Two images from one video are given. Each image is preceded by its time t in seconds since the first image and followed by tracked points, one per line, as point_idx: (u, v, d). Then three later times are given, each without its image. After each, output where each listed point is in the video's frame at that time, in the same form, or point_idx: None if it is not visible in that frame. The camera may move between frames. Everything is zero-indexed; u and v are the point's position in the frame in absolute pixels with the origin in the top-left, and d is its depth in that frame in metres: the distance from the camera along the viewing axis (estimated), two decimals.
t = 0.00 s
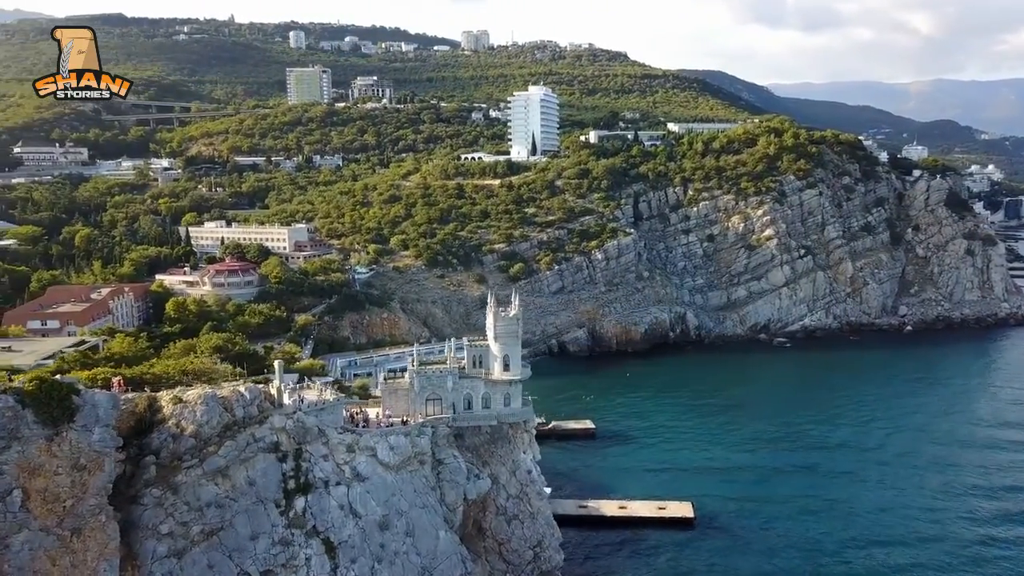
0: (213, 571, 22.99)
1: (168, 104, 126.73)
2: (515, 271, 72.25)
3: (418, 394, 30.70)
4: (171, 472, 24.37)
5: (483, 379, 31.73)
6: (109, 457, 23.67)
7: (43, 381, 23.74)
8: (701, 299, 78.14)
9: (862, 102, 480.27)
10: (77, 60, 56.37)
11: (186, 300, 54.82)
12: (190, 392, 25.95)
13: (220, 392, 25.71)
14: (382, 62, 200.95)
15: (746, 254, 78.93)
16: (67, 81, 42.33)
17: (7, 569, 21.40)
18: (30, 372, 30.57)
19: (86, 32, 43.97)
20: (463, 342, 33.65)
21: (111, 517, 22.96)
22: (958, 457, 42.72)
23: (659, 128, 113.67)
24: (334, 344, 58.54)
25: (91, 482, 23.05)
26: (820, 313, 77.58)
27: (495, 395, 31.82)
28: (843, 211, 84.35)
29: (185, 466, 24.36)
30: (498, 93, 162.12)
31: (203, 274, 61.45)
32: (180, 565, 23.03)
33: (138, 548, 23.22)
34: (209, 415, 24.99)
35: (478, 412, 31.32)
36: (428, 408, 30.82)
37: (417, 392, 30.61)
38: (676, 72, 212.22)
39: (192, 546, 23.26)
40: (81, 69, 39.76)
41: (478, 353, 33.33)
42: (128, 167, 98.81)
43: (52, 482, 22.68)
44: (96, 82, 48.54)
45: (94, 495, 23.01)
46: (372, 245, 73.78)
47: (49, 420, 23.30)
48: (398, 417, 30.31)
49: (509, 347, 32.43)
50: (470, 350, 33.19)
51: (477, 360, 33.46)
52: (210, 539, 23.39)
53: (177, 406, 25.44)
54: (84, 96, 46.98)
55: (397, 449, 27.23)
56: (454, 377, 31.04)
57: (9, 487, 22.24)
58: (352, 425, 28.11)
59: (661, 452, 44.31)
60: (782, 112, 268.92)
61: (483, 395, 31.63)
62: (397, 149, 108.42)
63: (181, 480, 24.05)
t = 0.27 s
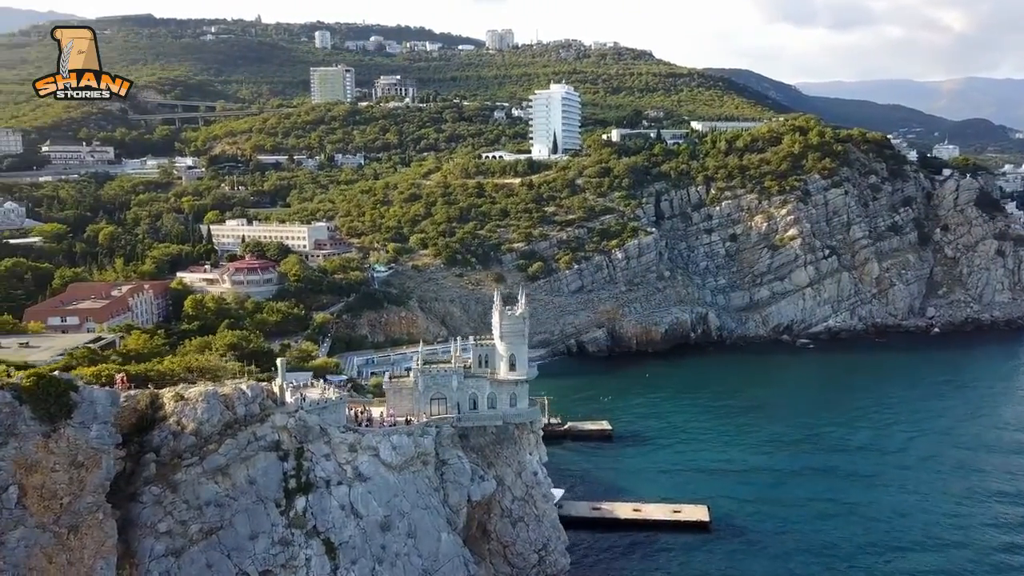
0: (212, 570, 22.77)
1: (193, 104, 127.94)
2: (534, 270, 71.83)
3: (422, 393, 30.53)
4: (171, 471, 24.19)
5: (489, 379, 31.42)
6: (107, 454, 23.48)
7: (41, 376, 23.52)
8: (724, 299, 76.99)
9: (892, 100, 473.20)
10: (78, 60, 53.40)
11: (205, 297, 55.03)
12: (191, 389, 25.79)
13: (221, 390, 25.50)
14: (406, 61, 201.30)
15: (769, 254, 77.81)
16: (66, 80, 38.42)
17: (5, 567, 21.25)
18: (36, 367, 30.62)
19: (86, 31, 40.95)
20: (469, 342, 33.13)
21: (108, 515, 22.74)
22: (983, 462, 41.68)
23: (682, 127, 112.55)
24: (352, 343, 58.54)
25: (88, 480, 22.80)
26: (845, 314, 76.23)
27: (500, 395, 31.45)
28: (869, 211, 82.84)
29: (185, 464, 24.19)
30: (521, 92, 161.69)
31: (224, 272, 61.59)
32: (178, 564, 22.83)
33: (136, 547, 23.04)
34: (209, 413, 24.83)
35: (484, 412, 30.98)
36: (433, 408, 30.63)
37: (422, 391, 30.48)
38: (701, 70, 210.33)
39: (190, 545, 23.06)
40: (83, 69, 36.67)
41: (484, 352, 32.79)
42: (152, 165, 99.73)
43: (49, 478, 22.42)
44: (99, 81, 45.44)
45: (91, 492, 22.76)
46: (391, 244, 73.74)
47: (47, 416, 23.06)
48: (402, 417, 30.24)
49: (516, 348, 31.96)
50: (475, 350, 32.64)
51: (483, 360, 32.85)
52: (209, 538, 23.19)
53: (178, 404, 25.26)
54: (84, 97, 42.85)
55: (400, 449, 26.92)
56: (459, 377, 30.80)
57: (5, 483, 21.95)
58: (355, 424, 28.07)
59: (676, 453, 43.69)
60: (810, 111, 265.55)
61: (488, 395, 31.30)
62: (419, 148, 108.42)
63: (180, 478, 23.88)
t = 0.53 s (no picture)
0: (210, 570, 22.60)
1: (218, 103, 128.98)
2: (553, 269, 71.42)
3: (426, 393, 30.33)
4: (170, 468, 24.08)
5: (493, 379, 31.13)
6: (104, 451, 23.44)
7: (38, 372, 23.45)
8: (745, 299, 75.99)
9: (923, 99, 465.79)
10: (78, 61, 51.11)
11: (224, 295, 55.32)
12: (191, 386, 25.78)
13: (221, 387, 25.46)
14: (430, 60, 201.47)
15: (792, 254, 76.66)
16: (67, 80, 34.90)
17: None
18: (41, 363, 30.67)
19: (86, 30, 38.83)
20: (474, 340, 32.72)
21: (106, 512, 22.63)
22: (1007, 467, 40.68)
23: (706, 125, 111.41)
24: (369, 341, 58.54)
25: (85, 477, 22.70)
26: (870, 316, 74.88)
27: (505, 396, 31.14)
28: (895, 210, 81.32)
29: (184, 462, 24.10)
30: (544, 90, 161.08)
31: (243, 269, 61.80)
32: (176, 563, 22.69)
33: (134, 545, 22.92)
34: (210, 411, 24.81)
35: (488, 413, 30.68)
36: (436, 407, 30.47)
37: (426, 391, 30.24)
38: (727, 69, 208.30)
39: (188, 543, 22.91)
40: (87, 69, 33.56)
41: (489, 352, 32.24)
42: (177, 164, 100.65)
43: (45, 475, 22.18)
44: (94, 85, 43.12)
45: (88, 489, 22.68)
46: (410, 242, 73.69)
47: (43, 412, 22.92)
48: (405, 416, 30.08)
49: (521, 347, 31.55)
50: (480, 349, 32.15)
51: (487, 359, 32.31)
52: (207, 537, 23.00)
53: (179, 401, 25.21)
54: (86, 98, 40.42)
55: (402, 449, 26.72)
56: (463, 376, 30.55)
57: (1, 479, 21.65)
58: (358, 423, 27.92)
59: (692, 455, 43.10)
60: (838, 109, 261.90)
61: (493, 396, 31.02)
62: (440, 147, 108.35)
63: (179, 476, 23.77)
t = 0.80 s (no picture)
0: (207, 569, 22.42)
1: (242, 103, 129.84)
2: (572, 269, 70.95)
3: (430, 393, 30.03)
4: (168, 467, 24.01)
5: (497, 380, 30.59)
6: (101, 448, 23.42)
7: (36, 368, 23.43)
8: (767, 300, 74.97)
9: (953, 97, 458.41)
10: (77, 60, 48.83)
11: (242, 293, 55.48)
12: (191, 385, 25.73)
13: (221, 386, 25.40)
14: (453, 60, 201.54)
15: (815, 254, 75.43)
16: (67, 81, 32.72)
17: None
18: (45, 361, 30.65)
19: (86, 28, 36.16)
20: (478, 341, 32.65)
21: (102, 510, 22.58)
22: None
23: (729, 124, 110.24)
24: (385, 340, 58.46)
25: (81, 474, 22.67)
26: (895, 317, 73.49)
27: (510, 396, 30.68)
28: (922, 210, 79.77)
29: (183, 460, 23.99)
30: (567, 89, 160.42)
31: (261, 268, 62.04)
32: (173, 562, 22.52)
33: (131, 544, 22.80)
34: (210, 409, 24.75)
35: (492, 413, 30.29)
36: (440, 407, 30.12)
37: (429, 391, 29.94)
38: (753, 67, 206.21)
39: (185, 542, 22.76)
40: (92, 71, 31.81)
41: (494, 351, 32.32)
42: (200, 163, 101.42)
43: (41, 472, 22.16)
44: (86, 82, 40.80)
45: (85, 487, 22.64)
46: (429, 241, 73.57)
47: (39, 409, 22.87)
48: (409, 416, 29.81)
49: (525, 346, 31.27)
50: (484, 348, 32.18)
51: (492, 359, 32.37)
52: (204, 537, 22.82)
53: (179, 399, 25.16)
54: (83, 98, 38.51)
55: (403, 450, 26.42)
56: (467, 376, 30.10)
57: None
58: (359, 423, 27.71)
59: (708, 457, 42.48)
60: (866, 108, 258.32)
61: (498, 396, 30.52)
62: (461, 145, 108.22)
63: (178, 475, 23.65)
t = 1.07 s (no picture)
0: (204, 569, 22.44)
1: (265, 102, 130.58)
2: (590, 268, 70.46)
3: (433, 392, 29.69)
4: (167, 466, 24.01)
5: (502, 379, 30.19)
6: (97, 446, 23.63)
7: (31, 366, 23.52)
8: (789, 301, 73.88)
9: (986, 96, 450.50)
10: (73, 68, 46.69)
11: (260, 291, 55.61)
12: (191, 382, 25.68)
13: (221, 384, 25.29)
14: (476, 59, 201.28)
15: (839, 255, 74.19)
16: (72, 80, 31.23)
17: None
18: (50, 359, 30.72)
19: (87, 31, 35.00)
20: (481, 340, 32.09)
21: (99, 509, 22.83)
22: None
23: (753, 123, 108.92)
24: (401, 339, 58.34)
25: (78, 472, 22.95)
26: (921, 319, 72.05)
27: (514, 397, 30.23)
28: (950, 210, 78.14)
29: (181, 459, 23.98)
30: (590, 88, 159.57)
31: (280, 266, 62.26)
32: (169, 562, 22.61)
33: (127, 542, 22.96)
34: (209, 407, 24.66)
35: (496, 414, 29.85)
36: (443, 407, 29.78)
37: (431, 391, 29.62)
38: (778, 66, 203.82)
39: (182, 542, 22.83)
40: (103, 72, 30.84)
41: (497, 351, 31.65)
42: (223, 162, 102.15)
43: (38, 470, 22.42)
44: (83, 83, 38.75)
45: (80, 485, 22.90)
46: (447, 240, 73.42)
47: (36, 406, 23.02)
48: (411, 416, 29.53)
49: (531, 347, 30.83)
50: (488, 348, 31.57)
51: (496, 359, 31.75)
52: (202, 536, 22.85)
53: (179, 397, 25.10)
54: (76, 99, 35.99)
55: (405, 451, 26.08)
56: (471, 376, 29.72)
57: None
58: (361, 423, 27.43)
59: (723, 459, 41.90)
60: (895, 107, 254.39)
61: (502, 396, 30.11)
62: (482, 144, 108.01)
63: (176, 473, 23.63)
